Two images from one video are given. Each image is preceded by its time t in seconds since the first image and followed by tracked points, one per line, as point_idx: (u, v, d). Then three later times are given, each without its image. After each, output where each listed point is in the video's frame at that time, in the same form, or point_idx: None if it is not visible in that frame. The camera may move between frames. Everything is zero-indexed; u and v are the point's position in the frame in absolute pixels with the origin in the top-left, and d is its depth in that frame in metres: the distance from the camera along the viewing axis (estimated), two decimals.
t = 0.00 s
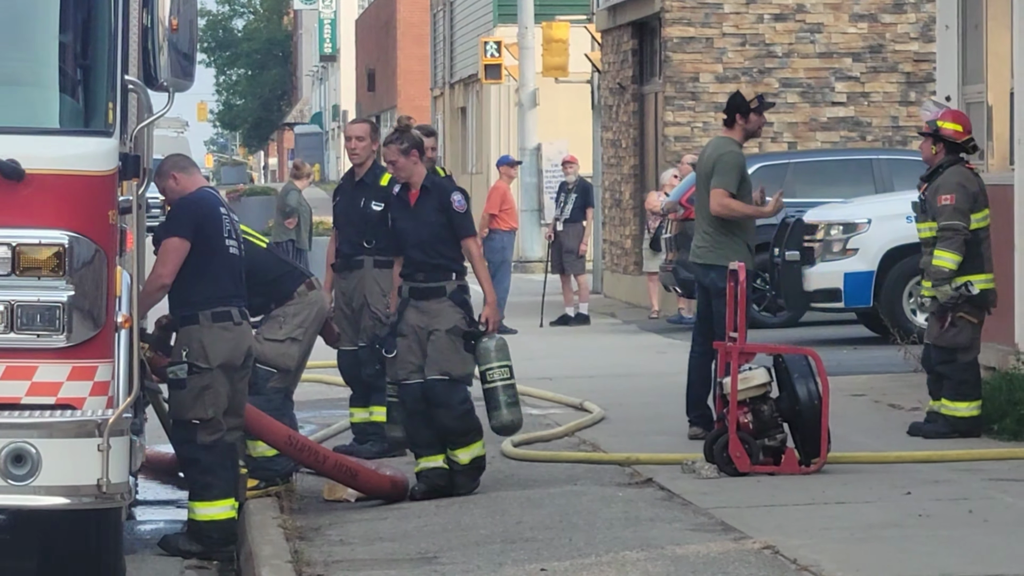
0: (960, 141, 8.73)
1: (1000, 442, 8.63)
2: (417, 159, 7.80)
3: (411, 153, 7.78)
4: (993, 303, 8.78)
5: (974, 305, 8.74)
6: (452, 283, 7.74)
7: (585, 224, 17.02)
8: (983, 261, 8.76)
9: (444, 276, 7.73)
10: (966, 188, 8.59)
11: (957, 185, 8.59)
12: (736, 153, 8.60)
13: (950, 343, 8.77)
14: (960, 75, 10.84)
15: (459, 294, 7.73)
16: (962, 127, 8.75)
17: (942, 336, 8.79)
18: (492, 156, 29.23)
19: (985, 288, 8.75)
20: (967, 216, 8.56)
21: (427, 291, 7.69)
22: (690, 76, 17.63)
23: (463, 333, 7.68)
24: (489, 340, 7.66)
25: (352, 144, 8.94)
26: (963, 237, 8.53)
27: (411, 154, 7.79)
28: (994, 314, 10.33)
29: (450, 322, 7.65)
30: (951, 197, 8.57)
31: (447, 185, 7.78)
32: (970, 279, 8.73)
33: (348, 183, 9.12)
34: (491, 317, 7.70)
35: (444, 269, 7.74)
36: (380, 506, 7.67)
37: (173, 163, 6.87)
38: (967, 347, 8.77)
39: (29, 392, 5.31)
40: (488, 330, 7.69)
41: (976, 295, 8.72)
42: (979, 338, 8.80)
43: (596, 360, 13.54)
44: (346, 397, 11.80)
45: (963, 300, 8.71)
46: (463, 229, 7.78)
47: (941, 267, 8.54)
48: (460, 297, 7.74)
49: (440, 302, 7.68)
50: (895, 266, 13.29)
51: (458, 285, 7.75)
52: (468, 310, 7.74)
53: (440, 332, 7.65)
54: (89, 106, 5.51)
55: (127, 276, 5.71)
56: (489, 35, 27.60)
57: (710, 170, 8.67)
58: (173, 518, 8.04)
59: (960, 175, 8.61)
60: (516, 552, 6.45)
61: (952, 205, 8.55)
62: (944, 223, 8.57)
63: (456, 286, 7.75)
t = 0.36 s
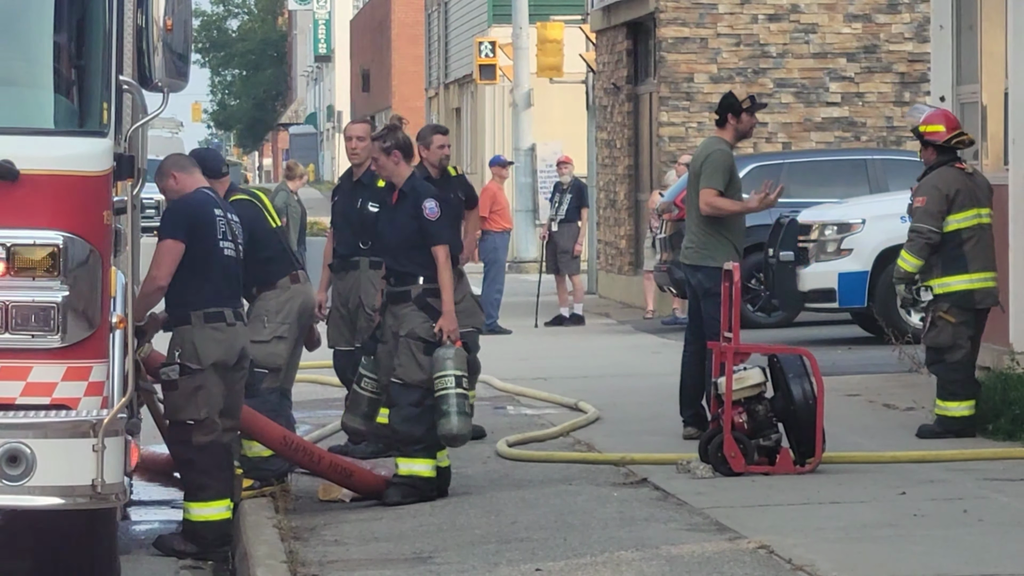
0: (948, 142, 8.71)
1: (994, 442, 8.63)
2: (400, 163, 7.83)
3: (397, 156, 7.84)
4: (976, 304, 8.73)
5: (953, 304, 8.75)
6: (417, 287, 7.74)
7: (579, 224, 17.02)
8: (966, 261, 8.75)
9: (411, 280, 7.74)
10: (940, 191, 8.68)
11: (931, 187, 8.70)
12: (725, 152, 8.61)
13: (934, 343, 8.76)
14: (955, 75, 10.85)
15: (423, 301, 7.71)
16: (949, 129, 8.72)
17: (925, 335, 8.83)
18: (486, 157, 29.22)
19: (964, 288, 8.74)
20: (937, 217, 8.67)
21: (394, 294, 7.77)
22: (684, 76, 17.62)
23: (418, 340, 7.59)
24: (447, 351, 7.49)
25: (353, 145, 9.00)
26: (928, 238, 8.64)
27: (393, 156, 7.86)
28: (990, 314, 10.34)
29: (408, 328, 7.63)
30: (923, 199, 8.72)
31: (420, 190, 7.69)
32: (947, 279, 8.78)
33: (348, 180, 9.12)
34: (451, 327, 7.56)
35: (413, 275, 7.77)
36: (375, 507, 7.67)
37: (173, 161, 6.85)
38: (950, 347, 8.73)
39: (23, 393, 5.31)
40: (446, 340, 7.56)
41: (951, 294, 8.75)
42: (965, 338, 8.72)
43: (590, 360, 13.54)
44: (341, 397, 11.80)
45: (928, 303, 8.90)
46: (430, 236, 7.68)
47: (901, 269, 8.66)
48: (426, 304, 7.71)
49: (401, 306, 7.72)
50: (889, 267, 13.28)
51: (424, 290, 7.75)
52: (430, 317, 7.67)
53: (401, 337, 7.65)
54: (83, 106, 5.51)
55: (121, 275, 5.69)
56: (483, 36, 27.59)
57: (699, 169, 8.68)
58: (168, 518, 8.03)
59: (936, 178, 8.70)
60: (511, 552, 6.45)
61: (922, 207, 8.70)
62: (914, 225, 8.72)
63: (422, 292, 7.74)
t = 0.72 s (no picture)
0: (958, 143, 8.73)
1: (991, 443, 8.62)
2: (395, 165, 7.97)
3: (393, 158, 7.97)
4: (966, 305, 8.72)
5: (943, 305, 8.75)
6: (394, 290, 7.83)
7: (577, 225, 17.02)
8: (958, 261, 8.74)
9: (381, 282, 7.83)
10: (937, 189, 8.68)
11: (927, 186, 8.70)
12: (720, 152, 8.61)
13: (925, 342, 8.79)
14: (952, 76, 10.84)
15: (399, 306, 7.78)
16: (957, 129, 8.73)
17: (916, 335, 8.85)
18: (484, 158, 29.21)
19: (954, 289, 8.73)
20: (933, 215, 8.68)
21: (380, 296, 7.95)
22: (682, 78, 17.61)
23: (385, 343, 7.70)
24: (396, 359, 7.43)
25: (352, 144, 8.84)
26: (922, 236, 8.68)
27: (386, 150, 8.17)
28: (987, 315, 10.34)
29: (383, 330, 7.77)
30: (920, 196, 8.72)
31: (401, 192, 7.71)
32: (937, 279, 8.78)
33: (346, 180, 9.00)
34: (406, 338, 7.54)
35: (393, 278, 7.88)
36: (372, 508, 7.66)
37: (170, 163, 6.87)
38: (940, 346, 8.75)
39: (21, 393, 5.30)
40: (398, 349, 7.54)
41: (940, 294, 8.75)
42: (954, 338, 8.74)
43: (588, 361, 13.54)
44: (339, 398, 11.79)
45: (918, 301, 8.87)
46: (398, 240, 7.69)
47: (897, 266, 8.74)
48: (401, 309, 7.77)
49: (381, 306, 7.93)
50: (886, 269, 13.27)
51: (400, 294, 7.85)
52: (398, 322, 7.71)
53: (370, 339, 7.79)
54: (80, 108, 5.49)
55: (118, 277, 5.68)
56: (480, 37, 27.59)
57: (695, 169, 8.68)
58: (165, 519, 8.02)
59: (934, 176, 8.70)
60: (508, 553, 6.44)
61: (919, 204, 8.70)
62: (909, 221, 8.76)
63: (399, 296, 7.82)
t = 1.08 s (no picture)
0: (961, 140, 8.75)
1: (987, 444, 8.59)
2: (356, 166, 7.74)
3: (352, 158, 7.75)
4: (957, 307, 8.72)
5: (935, 305, 8.74)
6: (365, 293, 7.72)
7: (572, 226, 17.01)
8: (953, 263, 8.75)
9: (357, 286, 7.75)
10: (941, 189, 8.66)
11: (931, 184, 8.69)
12: (713, 152, 8.63)
13: (909, 339, 8.80)
14: (948, 76, 10.85)
15: (369, 307, 7.67)
16: (959, 128, 8.75)
17: (902, 332, 8.85)
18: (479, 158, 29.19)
19: (947, 291, 8.73)
20: (936, 215, 8.67)
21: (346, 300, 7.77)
22: (678, 79, 17.59)
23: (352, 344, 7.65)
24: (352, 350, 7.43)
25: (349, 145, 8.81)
26: (924, 234, 8.66)
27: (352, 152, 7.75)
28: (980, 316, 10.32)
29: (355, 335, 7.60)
30: (923, 194, 8.69)
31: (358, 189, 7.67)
32: (931, 280, 8.76)
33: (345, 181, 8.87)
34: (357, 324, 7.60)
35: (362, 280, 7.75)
36: (367, 510, 7.64)
37: (159, 163, 6.76)
38: (926, 346, 8.75)
39: (16, 395, 5.28)
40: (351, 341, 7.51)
41: (933, 294, 8.74)
42: (940, 339, 8.75)
43: (583, 362, 13.53)
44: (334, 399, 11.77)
45: (914, 298, 8.80)
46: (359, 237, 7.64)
47: (895, 261, 8.70)
48: (370, 310, 7.67)
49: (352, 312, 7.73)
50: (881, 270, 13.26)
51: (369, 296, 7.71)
52: (364, 322, 7.64)
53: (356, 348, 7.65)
54: (76, 108, 5.48)
55: (114, 278, 5.66)
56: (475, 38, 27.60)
57: (692, 167, 8.71)
58: (160, 520, 8.00)
59: (939, 175, 8.69)
60: (503, 554, 6.43)
61: (922, 203, 8.67)
62: (910, 218, 8.73)
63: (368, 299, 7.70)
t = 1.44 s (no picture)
0: (953, 144, 8.77)
1: (980, 446, 8.60)
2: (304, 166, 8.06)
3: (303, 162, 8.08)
4: (951, 309, 8.73)
5: (928, 307, 8.75)
6: (331, 295, 7.76)
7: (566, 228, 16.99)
8: (948, 267, 8.75)
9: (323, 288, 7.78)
10: (938, 192, 8.67)
11: (928, 187, 8.70)
12: (711, 157, 8.61)
13: (903, 340, 8.79)
14: (941, 79, 10.87)
15: (337, 309, 7.70)
16: (952, 131, 8.77)
17: (896, 333, 8.84)
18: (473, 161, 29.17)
19: (941, 293, 8.74)
20: (933, 218, 8.66)
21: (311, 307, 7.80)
22: (671, 81, 17.58)
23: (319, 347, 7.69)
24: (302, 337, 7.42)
25: (341, 147, 8.68)
26: (921, 237, 8.65)
27: (300, 167, 8.08)
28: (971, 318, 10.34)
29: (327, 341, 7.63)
30: (920, 198, 8.71)
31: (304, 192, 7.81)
32: (926, 281, 8.77)
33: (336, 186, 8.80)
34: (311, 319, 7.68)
35: (327, 281, 7.79)
36: (360, 512, 7.63)
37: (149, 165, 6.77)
38: (919, 346, 8.77)
39: (9, 397, 5.26)
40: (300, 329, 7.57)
41: (927, 296, 8.74)
42: (934, 341, 8.76)
43: (576, 364, 13.52)
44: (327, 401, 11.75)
45: (910, 300, 8.81)
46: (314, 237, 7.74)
47: (892, 263, 8.70)
48: (337, 311, 7.70)
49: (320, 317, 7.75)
50: (874, 273, 13.26)
51: (337, 298, 7.74)
52: (330, 323, 7.68)
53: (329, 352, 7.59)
54: (69, 111, 5.47)
55: (106, 281, 5.64)
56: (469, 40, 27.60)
57: (691, 176, 8.69)
58: (153, 523, 7.98)
59: (936, 178, 8.70)
60: (496, 556, 6.42)
61: (921, 206, 8.68)
62: (908, 221, 8.71)
63: (336, 301, 7.73)
